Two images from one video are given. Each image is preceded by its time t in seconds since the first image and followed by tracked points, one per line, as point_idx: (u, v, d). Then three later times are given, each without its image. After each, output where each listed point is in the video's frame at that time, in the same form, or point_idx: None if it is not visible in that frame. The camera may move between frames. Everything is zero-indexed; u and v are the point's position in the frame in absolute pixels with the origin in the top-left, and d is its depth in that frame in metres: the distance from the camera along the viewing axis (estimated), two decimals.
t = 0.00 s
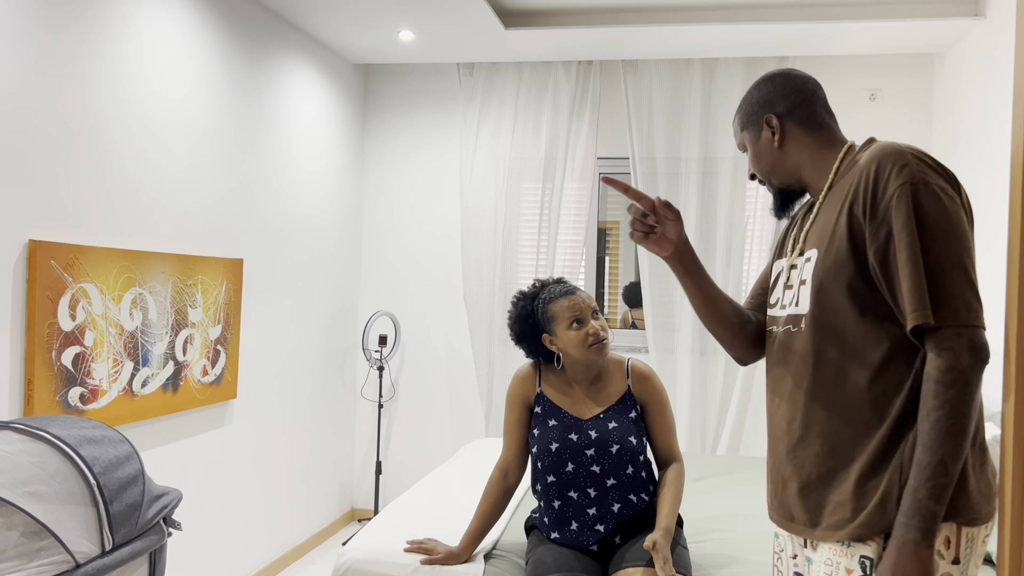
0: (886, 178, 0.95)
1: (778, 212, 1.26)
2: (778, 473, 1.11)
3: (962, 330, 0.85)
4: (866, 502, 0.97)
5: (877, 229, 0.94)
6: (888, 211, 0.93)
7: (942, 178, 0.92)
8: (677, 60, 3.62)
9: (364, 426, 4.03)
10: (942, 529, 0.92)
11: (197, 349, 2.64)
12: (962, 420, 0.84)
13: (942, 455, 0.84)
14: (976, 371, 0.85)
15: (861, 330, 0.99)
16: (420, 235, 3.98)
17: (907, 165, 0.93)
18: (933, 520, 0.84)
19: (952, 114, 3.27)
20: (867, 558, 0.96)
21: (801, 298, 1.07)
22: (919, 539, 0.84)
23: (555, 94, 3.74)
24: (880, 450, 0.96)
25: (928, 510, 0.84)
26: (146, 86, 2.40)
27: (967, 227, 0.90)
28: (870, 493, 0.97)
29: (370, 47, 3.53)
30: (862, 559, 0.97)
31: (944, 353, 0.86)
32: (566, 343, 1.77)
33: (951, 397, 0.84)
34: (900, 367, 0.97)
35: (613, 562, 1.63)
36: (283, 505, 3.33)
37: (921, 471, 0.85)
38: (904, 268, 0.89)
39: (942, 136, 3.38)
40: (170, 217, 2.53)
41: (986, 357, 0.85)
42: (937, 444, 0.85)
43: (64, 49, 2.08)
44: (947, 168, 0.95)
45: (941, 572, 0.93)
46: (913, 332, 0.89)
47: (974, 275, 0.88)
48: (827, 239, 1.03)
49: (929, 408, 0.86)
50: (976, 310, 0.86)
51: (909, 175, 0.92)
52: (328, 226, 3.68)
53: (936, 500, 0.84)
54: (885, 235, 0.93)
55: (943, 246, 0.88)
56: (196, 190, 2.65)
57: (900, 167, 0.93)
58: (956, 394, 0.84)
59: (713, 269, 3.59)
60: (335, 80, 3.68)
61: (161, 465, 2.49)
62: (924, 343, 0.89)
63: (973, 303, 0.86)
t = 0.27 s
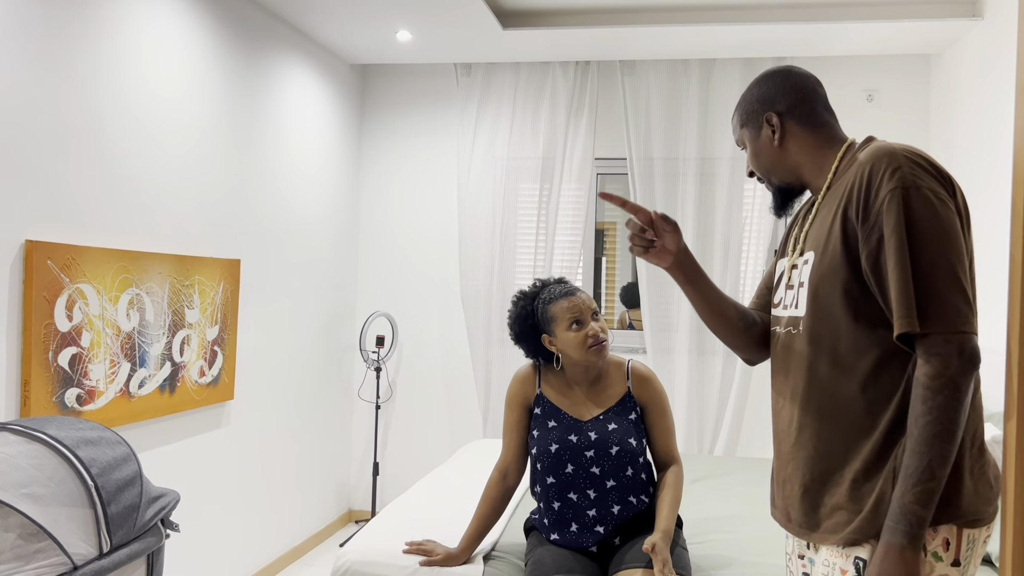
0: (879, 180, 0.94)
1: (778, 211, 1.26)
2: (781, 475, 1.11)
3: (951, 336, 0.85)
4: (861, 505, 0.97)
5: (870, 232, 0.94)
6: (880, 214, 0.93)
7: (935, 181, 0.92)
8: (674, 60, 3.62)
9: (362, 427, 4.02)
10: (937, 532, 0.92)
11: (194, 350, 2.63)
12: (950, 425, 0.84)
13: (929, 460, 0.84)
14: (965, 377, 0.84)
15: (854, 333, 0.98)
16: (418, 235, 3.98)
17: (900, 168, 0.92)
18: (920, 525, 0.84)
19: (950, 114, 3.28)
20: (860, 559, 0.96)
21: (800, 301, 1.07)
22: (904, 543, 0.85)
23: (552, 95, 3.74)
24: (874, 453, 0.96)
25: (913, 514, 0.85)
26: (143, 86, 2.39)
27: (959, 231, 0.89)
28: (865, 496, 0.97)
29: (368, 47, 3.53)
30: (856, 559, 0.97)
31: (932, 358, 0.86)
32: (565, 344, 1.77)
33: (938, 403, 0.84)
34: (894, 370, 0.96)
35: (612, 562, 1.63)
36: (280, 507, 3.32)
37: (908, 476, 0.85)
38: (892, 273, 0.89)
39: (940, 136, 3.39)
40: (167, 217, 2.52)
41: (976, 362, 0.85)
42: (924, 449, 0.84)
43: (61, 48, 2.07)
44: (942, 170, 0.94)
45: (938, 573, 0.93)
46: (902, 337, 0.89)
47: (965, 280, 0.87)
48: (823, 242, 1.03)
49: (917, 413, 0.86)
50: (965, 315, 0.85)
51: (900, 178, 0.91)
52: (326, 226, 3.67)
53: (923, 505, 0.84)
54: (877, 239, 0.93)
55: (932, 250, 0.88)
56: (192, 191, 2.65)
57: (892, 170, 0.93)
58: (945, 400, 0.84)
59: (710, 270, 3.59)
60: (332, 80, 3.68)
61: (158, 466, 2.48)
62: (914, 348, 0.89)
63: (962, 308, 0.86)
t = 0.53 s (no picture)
0: (882, 185, 0.94)
1: (778, 211, 1.26)
2: (793, 476, 1.11)
3: (961, 340, 0.85)
4: (868, 507, 0.97)
5: (875, 236, 0.94)
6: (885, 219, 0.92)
7: (939, 183, 0.91)
8: (673, 60, 3.61)
9: (359, 428, 4.01)
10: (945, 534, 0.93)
11: (192, 350, 2.63)
12: (964, 429, 0.84)
13: (943, 465, 0.84)
14: (976, 381, 0.84)
15: (861, 337, 0.98)
16: (416, 236, 3.97)
17: (903, 171, 0.92)
18: (935, 530, 0.85)
19: (949, 114, 3.28)
20: (868, 561, 0.96)
21: (804, 304, 1.07)
22: (919, 549, 0.85)
23: (551, 95, 3.74)
24: (882, 455, 0.96)
25: (928, 519, 0.85)
26: (141, 86, 2.38)
27: (964, 233, 0.89)
28: (874, 498, 0.97)
29: (367, 47, 3.52)
30: (863, 561, 0.97)
31: (942, 363, 0.86)
32: (564, 343, 1.77)
33: (951, 407, 0.84)
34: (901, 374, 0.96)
35: (613, 564, 1.63)
36: (278, 508, 3.31)
37: (922, 482, 0.86)
38: (899, 278, 0.88)
39: (938, 137, 3.39)
40: (165, 218, 2.51)
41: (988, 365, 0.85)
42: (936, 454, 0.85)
43: (58, 48, 2.06)
44: (944, 171, 0.93)
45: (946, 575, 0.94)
46: (911, 342, 0.89)
47: (972, 283, 0.87)
48: (826, 246, 1.02)
49: (930, 418, 0.86)
50: (973, 319, 0.85)
51: (904, 183, 0.91)
52: (324, 226, 3.67)
53: (937, 509, 0.85)
54: (882, 244, 0.93)
55: (939, 254, 0.87)
56: (191, 191, 2.64)
57: (896, 173, 0.92)
58: (957, 404, 0.84)
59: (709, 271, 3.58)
60: (330, 80, 3.67)
61: (156, 467, 2.48)
62: (923, 353, 0.89)
63: (971, 312, 0.85)
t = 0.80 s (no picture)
0: (890, 186, 0.94)
1: (770, 184, 1.23)
2: (800, 478, 1.11)
3: (967, 342, 0.85)
4: (873, 509, 0.97)
5: (883, 237, 0.94)
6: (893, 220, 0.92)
7: (948, 185, 0.91)
8: (673, 62, 3.61)
9: (359, 430, 4.01)
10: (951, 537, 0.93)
11: (192, 352, 2.62)
12: (968, 432, 0.84)
13: (947, 467, 0.84)
14: (982, 384, 0.84)
15: (868, 339, 0.98)
16: (416, 237, 3.97)
17: (911, 173, 0.92)
18: (939, 533, 0.84)
19: (949, 115, 3.27)
20: (872, 563, 0.96)
21: (812, 306, 1.07)
22: (922, 551, 0.84)
23: (550, 97, 3.74)
24: (888, 458, 0.96)
25: (931, 521, 0.84)
26: (140, 86, 2.38)
27: (972, 235, 0.88)
28: (879, 500, 0.97)
29: (366, 48, 3.52)
30: (867, 563, 0.97)
31: (948, 365, 0.85)
32: (563, 344, 1.78)
33: (956, 409, 0.84)
34: (908, 377, 0.96)
35: (613, 565, 1.64)
36: (278, 510, 3.30)
37: (926, 484, 0.85)
38: (906, 280, 0.88)
39: (939, 138, 3.39)
40: (165, 219, 2.51)
41: (995, 367, 0.85)
42: (941, 457, 0.84)
43: (57, 50, 2.05)
44: (954, 174, 0.93)
45: None
46: (917, 344, 0.89)
47: (980, 285, 0.87)
48: (835, 248, 1.02)
49: (935, 420, 0.86)
50: (981, 322, 0.85)
51: (912, 185, 0.91)
52: (323, 229, 3.66)
53: (942, 512, 0.84)
54: (891, 245, 0.93)
55: (947, 257, 0.87)
56: (190, 192, 2.64)
57: (904, 175, 0.92)
58: (963, 407, 0.84)
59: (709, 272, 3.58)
60: (329, 81, 3.67)
61: (155, 469, 2.47)
62: (929, 355, 0.88)
63: (978, 314, 0.85)
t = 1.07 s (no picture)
0: (899, 185, 0.94)
1: (770, 188, 1.23)
2: (799, 478, 1.11)
3: (976, 342, 0.85)
4: (877, 510, 0.97)
5: (889, 235, 0.94)
6: (901, 218, 0.92)
7: (956, 185, 0.91)
8: (673, 63, 3.62)
9: (359, 431, 4.01)
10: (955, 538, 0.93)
11: (191, 353, 2.62)
12: (976, 432, 0.84)
13: (954, 468, 0.84)
14: (989, 384, 0.85)
15: (872, 339, 0.98)
16: (415, 238, 3.97)
17: (920, 172, 0.92)
18: (945, 533, 0.84)
19: (948, 115, 3.28)
20: (877, 565, 0.97)
21: (814, 305, 1.07)
22: (929, 552, 0.84)
23: (550, 98, 3.74)
24: (890, 458, 0.97)
25: (938, 522, 0.84)
26: (139, 86, 2.38)
27: (981, 235, 0.89)
28: (883, 501, 0.97)
29: (365, 50, 3.52)
30: (873, 565, 0.98)
31: (956, 365, 0.85)
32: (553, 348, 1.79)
33: (964, 410, 0.84)
34: (912, 378, 0.96)
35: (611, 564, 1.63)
36: (278, 511, 3.30)
37: (933, 484, 0.85)
38: (915, 279, 0.88)
39: (938, 139, 3.38)
40: (165, 219, 2.51)
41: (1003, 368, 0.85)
42: (948, 457, 0.85)
43: (57, 50, 2.06)
44: (961, 173, 0.94)
45: None
46: (925, 344, 0.89)
47: (989, 286, 0.87)
48: (838, 246, 1.02)
49: (942, 420, 0.86)
50: (988, 322, 0.85)
51: (922, 183, 0.91)
52: (323, 230, 3.66)
53: (948, 512, 0.84)
54: (897, 243, 0.92)
55: (955, 256, 0.87)
56: (191, 192, 2.64)
57: (913, 174, 0.92)
58: (971, 407, 0.84)
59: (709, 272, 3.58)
60: (329, 83, 3.67)
61: (154, 470, 2.47)
62: (937, 355, 0.88)
63: (987, 315, 0.85)
